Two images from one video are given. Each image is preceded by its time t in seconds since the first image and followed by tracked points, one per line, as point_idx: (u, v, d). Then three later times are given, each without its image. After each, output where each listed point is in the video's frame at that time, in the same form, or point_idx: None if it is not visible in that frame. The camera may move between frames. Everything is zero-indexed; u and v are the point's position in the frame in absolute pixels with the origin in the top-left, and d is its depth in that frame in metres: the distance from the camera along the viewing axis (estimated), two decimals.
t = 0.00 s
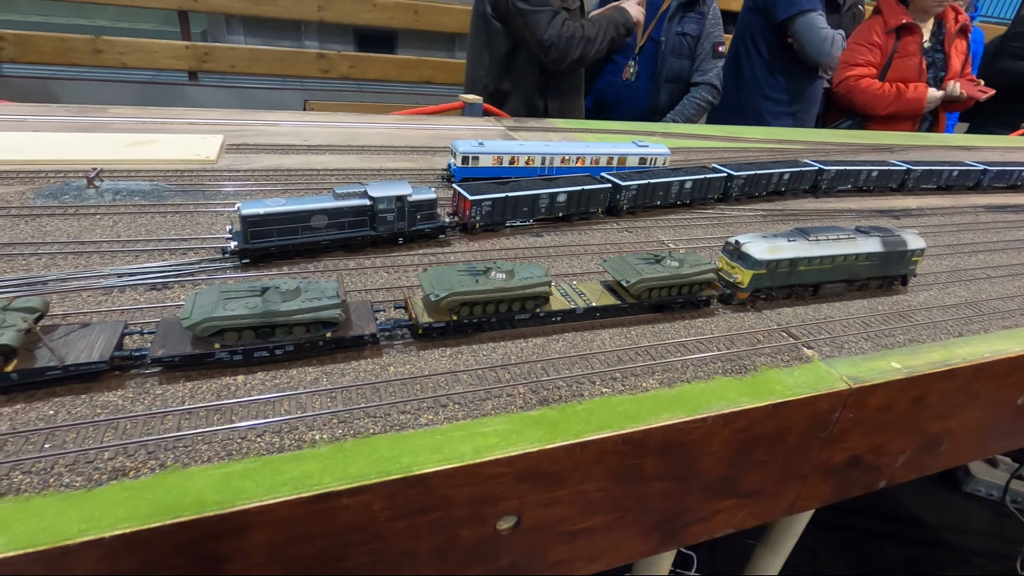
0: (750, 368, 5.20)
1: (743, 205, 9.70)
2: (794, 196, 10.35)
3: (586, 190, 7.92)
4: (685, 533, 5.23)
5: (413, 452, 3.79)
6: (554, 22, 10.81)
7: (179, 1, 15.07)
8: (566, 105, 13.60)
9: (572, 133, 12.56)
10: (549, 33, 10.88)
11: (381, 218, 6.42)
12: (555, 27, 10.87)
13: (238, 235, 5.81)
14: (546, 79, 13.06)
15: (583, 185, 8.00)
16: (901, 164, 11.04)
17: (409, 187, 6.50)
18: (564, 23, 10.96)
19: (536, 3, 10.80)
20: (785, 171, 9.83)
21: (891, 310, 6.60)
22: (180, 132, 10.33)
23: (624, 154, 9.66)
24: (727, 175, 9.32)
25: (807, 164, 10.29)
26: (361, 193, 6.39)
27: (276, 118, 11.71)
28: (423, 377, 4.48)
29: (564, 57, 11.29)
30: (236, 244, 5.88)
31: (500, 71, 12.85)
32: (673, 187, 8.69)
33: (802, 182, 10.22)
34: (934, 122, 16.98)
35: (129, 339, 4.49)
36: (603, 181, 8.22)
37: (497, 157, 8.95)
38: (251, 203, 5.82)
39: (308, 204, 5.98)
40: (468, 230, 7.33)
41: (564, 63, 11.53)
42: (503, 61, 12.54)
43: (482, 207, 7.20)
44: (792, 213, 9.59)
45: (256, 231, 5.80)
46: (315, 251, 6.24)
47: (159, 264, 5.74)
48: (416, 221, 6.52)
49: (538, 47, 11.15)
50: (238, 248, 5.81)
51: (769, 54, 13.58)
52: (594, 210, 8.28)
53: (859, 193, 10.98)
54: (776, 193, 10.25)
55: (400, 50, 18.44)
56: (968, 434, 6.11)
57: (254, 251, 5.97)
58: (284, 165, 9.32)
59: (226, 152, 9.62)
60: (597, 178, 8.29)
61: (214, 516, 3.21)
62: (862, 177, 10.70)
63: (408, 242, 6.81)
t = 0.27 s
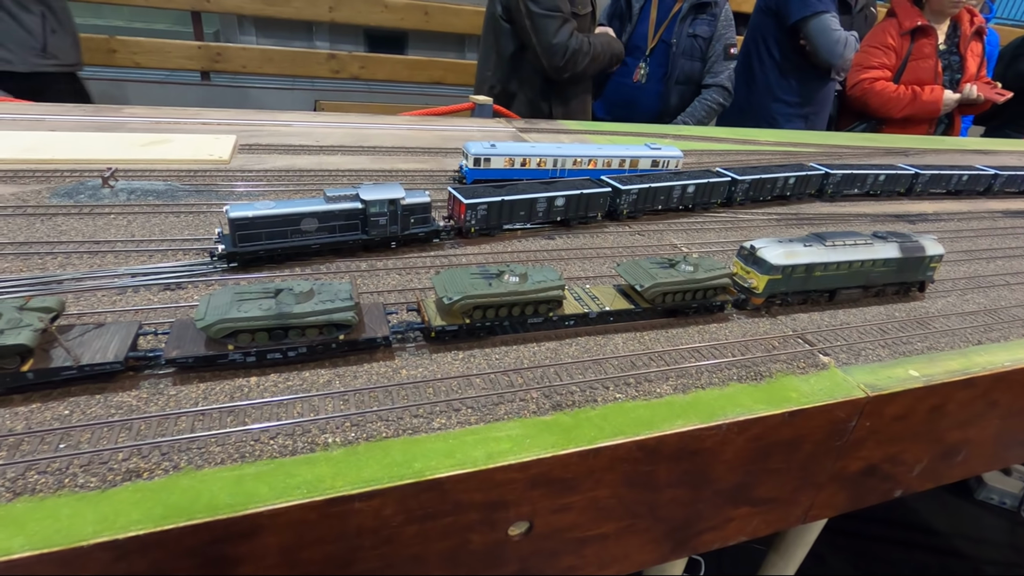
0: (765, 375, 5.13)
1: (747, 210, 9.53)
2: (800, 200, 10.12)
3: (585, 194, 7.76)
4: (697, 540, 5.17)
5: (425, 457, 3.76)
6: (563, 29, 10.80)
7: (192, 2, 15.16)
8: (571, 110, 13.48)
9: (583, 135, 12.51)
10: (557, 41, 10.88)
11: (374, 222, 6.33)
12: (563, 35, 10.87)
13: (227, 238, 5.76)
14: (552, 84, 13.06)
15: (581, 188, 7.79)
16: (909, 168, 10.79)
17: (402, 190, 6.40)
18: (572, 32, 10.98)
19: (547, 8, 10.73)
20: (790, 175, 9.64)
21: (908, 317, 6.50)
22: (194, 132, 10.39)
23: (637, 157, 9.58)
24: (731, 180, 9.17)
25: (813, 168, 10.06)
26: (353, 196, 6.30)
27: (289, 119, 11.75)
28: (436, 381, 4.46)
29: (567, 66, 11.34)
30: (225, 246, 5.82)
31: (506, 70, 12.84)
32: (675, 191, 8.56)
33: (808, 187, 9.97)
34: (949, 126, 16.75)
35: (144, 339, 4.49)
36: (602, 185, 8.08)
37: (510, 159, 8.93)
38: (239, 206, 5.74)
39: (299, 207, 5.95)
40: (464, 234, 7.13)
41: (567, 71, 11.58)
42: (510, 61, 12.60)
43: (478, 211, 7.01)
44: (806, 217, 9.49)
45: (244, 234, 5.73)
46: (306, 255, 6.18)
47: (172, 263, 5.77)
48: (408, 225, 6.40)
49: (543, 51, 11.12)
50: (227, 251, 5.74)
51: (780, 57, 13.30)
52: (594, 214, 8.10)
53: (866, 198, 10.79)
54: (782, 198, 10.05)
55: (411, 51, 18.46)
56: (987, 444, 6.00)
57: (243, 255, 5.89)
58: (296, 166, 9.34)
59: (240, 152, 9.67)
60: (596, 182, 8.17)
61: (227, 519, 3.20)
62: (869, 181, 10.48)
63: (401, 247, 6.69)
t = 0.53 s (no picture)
0: (784, 375, 5.10)
1: (753, 211, 9.41)
2: (809, 201, 9.95)
3: (587, 194, 7.63)
4: (714, 540, 5.15)
5: (445, 451, 3.77)
6: (571, 32, 10.73)
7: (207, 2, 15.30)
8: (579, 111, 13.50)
9: (597, 134, 12.49)
10: (564, 43, 10.82)
11: (371, 220, 6.26)
12: (571, 37, 10.80)
13: (221, 235, 5.69)
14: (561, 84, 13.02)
15: (583, 188, 7.66)
16: (920, 170, 10.62)
17: (400, 188, 6.32)
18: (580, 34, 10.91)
19: (556, 10, 10.66)
20: (798, 177, 9.47)
21: (929, 318, 6.43)
22: (212, 129, 10.50)
23: (652, 156, 9.55)
24: (738, 181, 9.02)
25: (822, 169, 9.83)
26: (351, 194, 6.24)
27: (305, 117, 11.84)
28: (455, 376, 4.48)
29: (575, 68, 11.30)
30: (219, 243, 5.74)
31: (517, 71, 12.89)
32: (680, 192, 8.44)
33: (817, 188, 9.78)
34: (967, 127, 16.55)
35: (166, 331, 4.54)
36: (605, 185, 7.88)
37: (525, 157, 8.94)
38: (234, 203, 5.70)
39: (295, 204, 5.92)
40: (463, 233, 7.08)
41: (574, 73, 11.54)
42: (519, 61, 12.53)
43: (477, 210, 6.95)
44: (823, 217, 9.42)
45: (239, 231, 5.67)
46: (301, 253, 6.12)
47: (193, 257, 5.85)
48: (405, 223, 6.33)
49: (550, 53, 11.08)
50: (222, 248, 5.68)
51: (795, 58, 13.02)
52: (596, 215, 7.92)
53: (877, 199, 10.65)
54: (789, 199, 9.90)
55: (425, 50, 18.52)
56: (1008, 447, 5.92)
57: (238, 252, 5.83)
58: (312, 163, 9.41)
59: (257, 149, 9.75)
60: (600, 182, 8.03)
61: (251, 509, 3.23)
62: (879, 182, 10.30)
63: (399, 245, 6.62)
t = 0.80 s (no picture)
0: (799, 375, 5.08)
1: (756, 212, 9.27)
2: (813, 203, 9.78)
3: (587, 195, 7.49)
4: (727, 540, 5.14)
5: (461, 446, 3.80)
6: (579, 32, 10.71)
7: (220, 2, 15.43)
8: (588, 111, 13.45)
9: (609, 134, 12.47)
10: (572, 43, 10.81)
11: (365, 219, 6.21)
12: (578, 38, 10.78)
13: (212, 233, 5.61)
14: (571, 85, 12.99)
15: (582, 188, 7.52)
16: (927, 171, 10.43)
17: (394, 187, 6.26)
18: (589, 35, 10.89)
19: (565, 10, 10.65)
20: (804, 177, 9.25)
21: (945, 320, 6.38)
22: (227, 128, 10.59)
23: (665, 156, 9.54)
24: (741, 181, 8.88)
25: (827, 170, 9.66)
26: (344, 192, 6.15)
27: (318, 116, 11.91)
28: (470, 372, 4.50)
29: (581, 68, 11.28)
30: (210, 242, 5.66)
31: (524, 70, 12.84)
32: (681, 192, 8.29)
33: (822, 189, 9.60)
34: (983, 129, 16.35)
35: (186, 325, 4.58)
36: (606, 185, 7.72)
37: (538, 156, 8.94)
38: (225, 202, 5.63)
39: (287, 203, 5.86)
40: (459, 233, 7.03)
41: (582, 74, 11.52)
42: (529, 61, 12.53)
43: (473, 210, 6.89)
44: (837, 218, 9.36)
45: (231, 230, 5.61)
46: (294, 252, 6.06)
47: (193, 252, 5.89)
48: (399, 223, 6.27)
49: (559, 54, 11.08)
50: (213, 246, 5.60)
51: (807, 60, 12.90)
52: (596, 215, 7.75)
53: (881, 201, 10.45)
54: (793, 200, 9.72)
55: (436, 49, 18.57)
56: None
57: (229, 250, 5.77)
58: (326, 161, 9.48)
59: (271, 147, 9.83)
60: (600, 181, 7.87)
61: (271, 500, 3.27)
62: (884, 183, 10.15)
63: (393, 245, 6.56)
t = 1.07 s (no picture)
0: (818, 375, 5.09)
1: (762, 214, 9.18)
2: (819, 205, 9.69)
3: (589, 195, 7.44)
4: (743, 540, 5.15)
5: (484, 441, 3.85)
6: (591, 31, 10.71)
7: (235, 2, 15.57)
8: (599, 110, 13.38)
9: (622, 135, 12.49)
10: (585, 43, 10.82)
11: (364, 218, 6.13)
12: (591, 37, 10.79)
13: (210, 231, 5.58)
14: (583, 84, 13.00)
15: (585, 189, 7.47)
16: (934, 173, 10.28)
17: (394, 186, 6.18)
18: (601, 34, 10.89)
19: (578, 9, 10.65)
20: (811, 179, 9.17)
21: (964, 322, 6.35)
22: (246, 126, 10.73)
23: (680, 157, 9.56)
24: (746, 183, 8.78)
25: (834, 172, 9.55)
26: (343, 191, 6.10)
27: (334, 115, 12.01)
28: (491, 368, 4.55)
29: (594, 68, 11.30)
30: (208, 240, 5.64)
31: (536, 70, 12.86)
32: (685, 194, 8.22)
33: (829, 192, 9.50)
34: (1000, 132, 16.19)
35: (212, 319, 4.67)
36: (609, 186, 7.65)
37: (553, 156, 8.97)
38: (223, 199, 5.58)
39: (286, 202, 5.79)
40: (458, 234, 6.94)
41: (594, 73, 11.53)
42: (541, 61, 12.55)
43: (473, 210, 6.80)
44: (853, 220, 9.32)
45: (229, 228, 5.56)
46: (291, 252, 5.99)
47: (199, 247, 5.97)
48: (398, 223, 6.19)
49: (572, 53, 11.09)
50: (210, 244, 5.58)
51: (820, 62, 12.85)
52: (598, 216, 7.72)
53: (889, 203, 10.30)
54: (800, 203, 9.62)
55: (448, 49, 18.63)
56: None
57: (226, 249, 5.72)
58: (343, 160, 9.58)
59: (289, 146, 9.94)
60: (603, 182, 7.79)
61: (299, 490, 3.34)
62: (893, 185, 10.03)
63: (392, 245, 6.49)
